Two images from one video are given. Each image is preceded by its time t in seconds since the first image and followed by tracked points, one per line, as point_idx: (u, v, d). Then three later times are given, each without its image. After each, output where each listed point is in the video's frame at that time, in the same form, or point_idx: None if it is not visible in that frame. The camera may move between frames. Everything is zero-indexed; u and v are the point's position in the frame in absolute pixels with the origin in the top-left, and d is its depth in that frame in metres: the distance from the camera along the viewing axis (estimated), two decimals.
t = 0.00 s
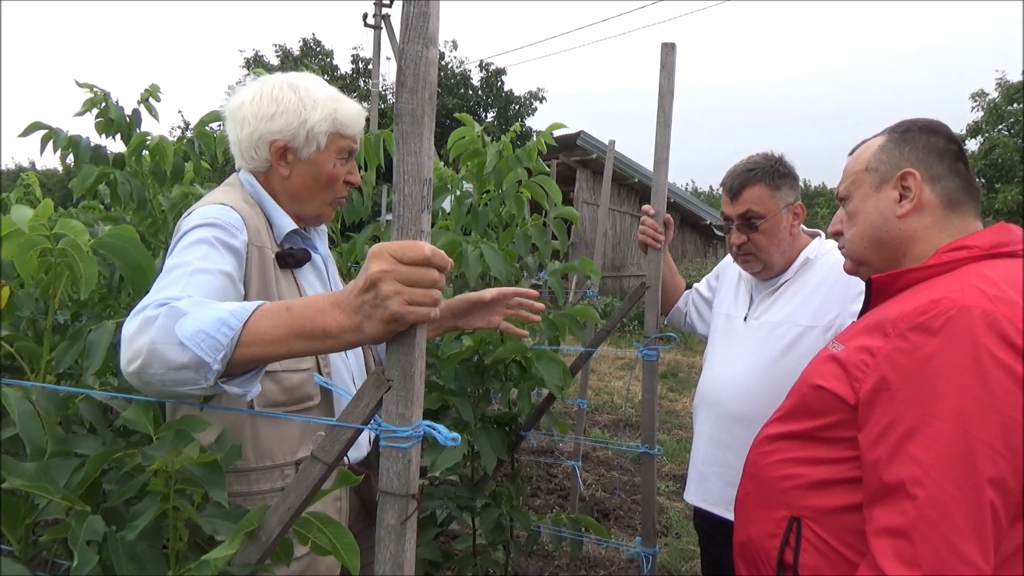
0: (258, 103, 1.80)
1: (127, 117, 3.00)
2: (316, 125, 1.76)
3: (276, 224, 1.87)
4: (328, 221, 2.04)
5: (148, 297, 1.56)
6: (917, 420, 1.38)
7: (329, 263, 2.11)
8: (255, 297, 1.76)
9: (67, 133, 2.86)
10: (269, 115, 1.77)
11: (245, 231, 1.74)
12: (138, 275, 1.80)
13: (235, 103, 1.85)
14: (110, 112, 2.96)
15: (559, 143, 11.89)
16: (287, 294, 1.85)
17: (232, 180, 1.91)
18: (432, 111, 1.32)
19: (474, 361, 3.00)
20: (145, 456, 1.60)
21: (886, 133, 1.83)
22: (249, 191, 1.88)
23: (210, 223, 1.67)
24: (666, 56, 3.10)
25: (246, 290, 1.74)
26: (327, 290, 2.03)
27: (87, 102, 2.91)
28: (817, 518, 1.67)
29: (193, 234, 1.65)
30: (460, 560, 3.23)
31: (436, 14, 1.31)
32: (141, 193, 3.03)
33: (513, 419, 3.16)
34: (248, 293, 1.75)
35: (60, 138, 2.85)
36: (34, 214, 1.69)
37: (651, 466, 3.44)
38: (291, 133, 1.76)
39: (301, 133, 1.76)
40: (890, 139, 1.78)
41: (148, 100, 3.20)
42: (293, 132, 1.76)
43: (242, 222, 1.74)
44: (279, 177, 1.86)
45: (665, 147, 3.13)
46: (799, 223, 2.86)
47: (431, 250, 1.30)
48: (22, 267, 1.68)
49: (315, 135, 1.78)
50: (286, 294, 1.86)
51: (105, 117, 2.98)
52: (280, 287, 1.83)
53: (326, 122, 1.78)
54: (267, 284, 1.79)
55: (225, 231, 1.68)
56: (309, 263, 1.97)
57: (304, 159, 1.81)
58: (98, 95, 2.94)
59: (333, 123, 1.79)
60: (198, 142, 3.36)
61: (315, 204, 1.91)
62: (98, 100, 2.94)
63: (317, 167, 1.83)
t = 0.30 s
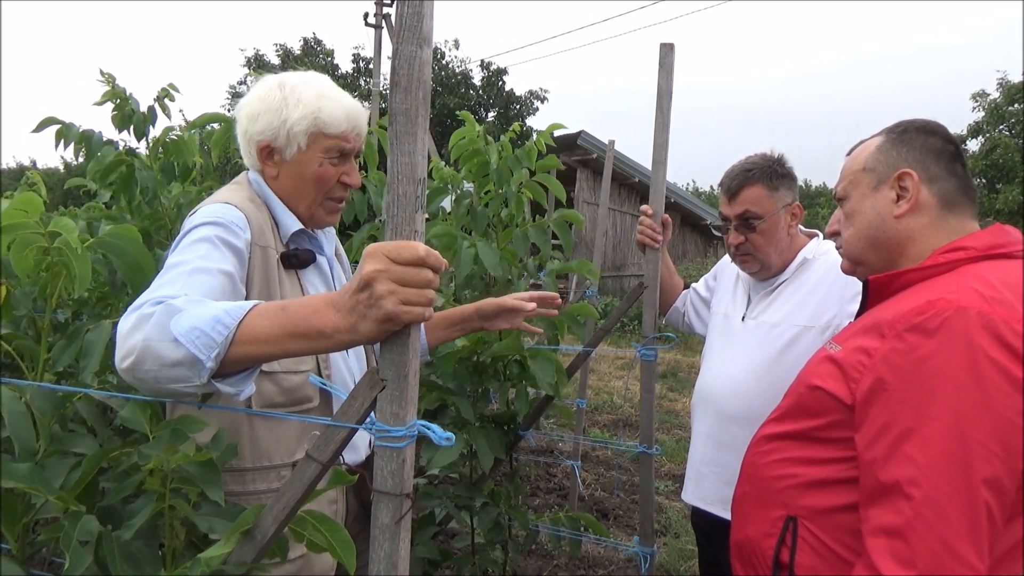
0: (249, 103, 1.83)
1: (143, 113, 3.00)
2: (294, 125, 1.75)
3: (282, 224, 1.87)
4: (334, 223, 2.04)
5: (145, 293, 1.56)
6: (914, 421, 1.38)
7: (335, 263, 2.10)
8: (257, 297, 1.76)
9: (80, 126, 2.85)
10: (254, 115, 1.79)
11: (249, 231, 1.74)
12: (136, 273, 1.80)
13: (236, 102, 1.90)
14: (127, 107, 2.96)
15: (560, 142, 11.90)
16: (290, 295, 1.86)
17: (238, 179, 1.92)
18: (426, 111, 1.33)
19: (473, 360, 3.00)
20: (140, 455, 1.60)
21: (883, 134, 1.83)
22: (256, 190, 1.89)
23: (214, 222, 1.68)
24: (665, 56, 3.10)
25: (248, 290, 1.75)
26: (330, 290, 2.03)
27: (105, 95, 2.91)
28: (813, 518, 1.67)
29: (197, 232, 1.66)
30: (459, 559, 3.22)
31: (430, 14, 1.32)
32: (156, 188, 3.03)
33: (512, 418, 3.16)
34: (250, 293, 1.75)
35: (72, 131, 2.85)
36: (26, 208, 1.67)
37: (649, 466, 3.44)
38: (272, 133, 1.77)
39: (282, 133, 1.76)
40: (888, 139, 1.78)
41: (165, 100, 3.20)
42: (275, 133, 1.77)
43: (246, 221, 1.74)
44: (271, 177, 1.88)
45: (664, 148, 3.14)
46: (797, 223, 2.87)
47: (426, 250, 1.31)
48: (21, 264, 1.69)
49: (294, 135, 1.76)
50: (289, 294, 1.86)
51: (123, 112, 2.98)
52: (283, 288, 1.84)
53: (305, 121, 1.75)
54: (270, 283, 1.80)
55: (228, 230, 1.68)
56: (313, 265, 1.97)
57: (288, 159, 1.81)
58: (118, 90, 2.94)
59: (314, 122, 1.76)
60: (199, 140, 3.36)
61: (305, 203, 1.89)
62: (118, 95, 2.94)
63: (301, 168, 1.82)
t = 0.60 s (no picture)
0: (258, 105, 1.82)
1: (152, 112, 3.01)
2: (302, 129, 1.74)
3: (285, 225, 1.88)
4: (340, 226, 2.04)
5: (144, 296, 1.57)
6: (911, 421, 1.38)
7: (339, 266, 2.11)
8: (259, 300, 1.77)
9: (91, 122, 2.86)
10: (262, 119, 1.78)
11: (251, 233, 1.74)
12: (135, 273, 1.81)
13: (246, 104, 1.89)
14: (137, 105, 2.97)
15: (560, 143, 11.91)
16: (292, 297, 1.86)
17: (245, 180, 1.94)
18: (422, 112, 1.33)
19: (472, 360, 3.01)
20: (138, 454, 1.60)
21: (882, 134, 1.83)
22: (261, 191, 1.90)
23: (215, 224, 1.68)
24: (663, 57, 3.11)
25: (250, 293, 1.75)
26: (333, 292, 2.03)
27: (115, 94, 2.92)
28: (810, 517, 1.68)
29: (199, 234, 1.66)
30: (458, 558, 3.22)
31: (426, 16, 1.32)
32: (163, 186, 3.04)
33: (511, 418, 3.16)
34: (252, 296, 1.76)
35: (84, 127, 2.85)
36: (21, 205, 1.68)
37: (648, 466, 3.44)
38: (280, 137, 1.77)
39: (290, 137, 1.76)
40: (887, 140, 1.78)
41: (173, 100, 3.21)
42: (283, 136, 1.76)
43: (249, 224, 1.75)
44: (279, 179, 1.88)
45: (663, 148, 3.14)
46: (796, 224, 2.87)
47: (422, 251, 1.31)
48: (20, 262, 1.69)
49: (302, 139, 1.76)
50: (292, 297, 1.86)
51: (131, 111, 2.98)
52: (286, 291, 1.84)
53: (313, 126, 1.74)
54: (273, 286, 1.80)
55: (229, 233, 1.69)
56: (316, 268, 1.98)
57: (296, 162, 1.80)
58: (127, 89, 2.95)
59: (322, 126, 1.75)
60: (201, 140, 3.36)
61: (313, 207, 1.89)
62: (129, 94, 2.94)
63: (309, 171, 1.81)
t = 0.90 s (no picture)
0: (249, 105, 1.83)
1: (147, 114, 3.01)
2: (294, 127, 1.75)
3: (283, 225, 1.88)
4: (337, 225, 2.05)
5: (144, 298, 1.57)
6: (911, 420, 1.38)
7: (338, 264, 2.12)
8: (258, 300, 1.77)
9: (83, 127, 2.86)
10: (254, 118, 1.80)
11: (249, 233, 1.75)
12: (135, 274, 1.82)
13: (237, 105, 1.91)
14: (132, 108, 2.98)
15: (561, 143, 11.91)
16: (291, 296, 1.87)
17: (243, 180, 1.94)
18: (422, 112, 1.34)
19: (473, 360, 3.01)
20: (141, 454, 1.61)
21: (882, 133, 1.83)
22: (258, 192, 1.91)
23: (213, 225, 1.69)
24: (663, 57, 3.11)
25: (249, 294, 1.76)
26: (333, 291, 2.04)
27: (110, 97, 2.92)
28: (810, 516, 1.68)
29: (196, 235, 1.67)
30: (459, 558, 3.22)
31: (425, 16, 1.33)
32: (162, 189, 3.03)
33: (512, 418, 3.17)
34: (251, 296, 1.77)
35: (78, 133, 2.85)
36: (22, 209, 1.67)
37: (649, 466, 3.44)
38: (273, 135, 1.78)
39: (282, 135, 1.77)
40: (886, 139, 1.79)
41: (170, 102, 3.22)
42: (276, 135, 1.77)
43: (247, 224, 1.75)
44: (274, 179, 1.89)
45: (663, 148, 3.14)
46: (796, 223, 2.87)
47: (422, 251, 1.32)
48: (20, 264, 1.68)
49: (295, 137, 1.77)
50: (291, 296, 1.87)
51: (127, 113, 2.99)
52: (285, 290, 1.85)
53: (304, 123, 1.75)
54: (272, 286, 1.81)
55: (227, 233, 1.70)
56: (315, 267, 1.98)
57: (290, 160, 1.81)
58: (122, 92, 2.95)
59: (314, 123, 1.76)
60: (201, 141, 3.37)
61: (309, 205, 1.90)
62: (122, 97, 2.95)
63: (303, 169, 1.82)
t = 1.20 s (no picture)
0: (245, 103, 1.86)
1: (154, 116, 3.02)
2: (296, 116, 1.78)
3: (277, 223, 1.89)
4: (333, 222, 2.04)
5: (145, 293, 1.58)
6: (910, 419, 1.38)
7: (335, 262, 2.12)
8: (253, 298, 1.78)
9: (90, 126, 2.87)
10: (254, 111, 1.82)
11: (244, 231, 1.75)
12: (134, 276, 1.83)
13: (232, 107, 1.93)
14: (138, 109, 2.98)
15: (563, 143, 11.91)
16: (287, 295, 1.87)
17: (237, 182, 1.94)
18: (422, 114, 1.34)
19: (475, 360, 3.02)
20: (143, 456, 1.62)
21: (882, 133, 1.83)
22: (252, 192, 1.90)
23: (210, 223, 1.69)
24: (664, 57, 3.11)
25: (243, 291, 1.76)
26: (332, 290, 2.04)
27: (116, 98, 2.93)
28: (811, 515, 1.68)
29: (193, 233, 1.67)
30: (461, 558, 3.23)
31: (425, 18, 1.33)
32: (164, 192, 3.03)
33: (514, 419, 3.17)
34: (247, 294, 1.77)
35: (84, 132, 2.86)
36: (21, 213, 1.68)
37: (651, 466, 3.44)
38: (273, 126, 1.79)
39: (283, 125, 1.79)
40: (886, 138, 1.78)
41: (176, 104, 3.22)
42: (277, 125, 1.79)
43: (241, 223, 1.76)
44: (272, 174, 1.88)
45: (664, 148, 3.14)
46: (798, 222, 2.87)
47: (422, 251, 1.32)
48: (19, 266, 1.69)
49: (296, 126, 1.79)
50: (287, 294, 1.87)
51: (133, 114, 2.99)
52: (280, 288, 1.85)
53: (306, 113, 1.79)
54: (268, 284, 1.82)
55: (224, 232, 1.70)
56: (312, 264, 1.98)
57: (290, 151, 1.82)
58: (129, 93, 2.96)
59: (315, 113, 1.79)
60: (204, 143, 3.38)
61: (309, 195, 1.88)
62: (128, 97, 2.95)
63: (304, 158, 1.83)
